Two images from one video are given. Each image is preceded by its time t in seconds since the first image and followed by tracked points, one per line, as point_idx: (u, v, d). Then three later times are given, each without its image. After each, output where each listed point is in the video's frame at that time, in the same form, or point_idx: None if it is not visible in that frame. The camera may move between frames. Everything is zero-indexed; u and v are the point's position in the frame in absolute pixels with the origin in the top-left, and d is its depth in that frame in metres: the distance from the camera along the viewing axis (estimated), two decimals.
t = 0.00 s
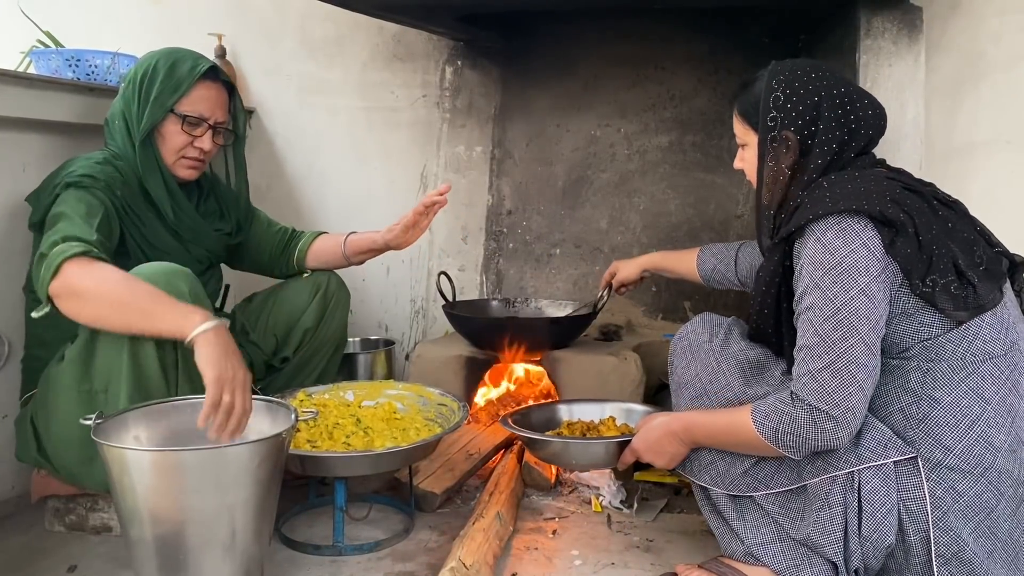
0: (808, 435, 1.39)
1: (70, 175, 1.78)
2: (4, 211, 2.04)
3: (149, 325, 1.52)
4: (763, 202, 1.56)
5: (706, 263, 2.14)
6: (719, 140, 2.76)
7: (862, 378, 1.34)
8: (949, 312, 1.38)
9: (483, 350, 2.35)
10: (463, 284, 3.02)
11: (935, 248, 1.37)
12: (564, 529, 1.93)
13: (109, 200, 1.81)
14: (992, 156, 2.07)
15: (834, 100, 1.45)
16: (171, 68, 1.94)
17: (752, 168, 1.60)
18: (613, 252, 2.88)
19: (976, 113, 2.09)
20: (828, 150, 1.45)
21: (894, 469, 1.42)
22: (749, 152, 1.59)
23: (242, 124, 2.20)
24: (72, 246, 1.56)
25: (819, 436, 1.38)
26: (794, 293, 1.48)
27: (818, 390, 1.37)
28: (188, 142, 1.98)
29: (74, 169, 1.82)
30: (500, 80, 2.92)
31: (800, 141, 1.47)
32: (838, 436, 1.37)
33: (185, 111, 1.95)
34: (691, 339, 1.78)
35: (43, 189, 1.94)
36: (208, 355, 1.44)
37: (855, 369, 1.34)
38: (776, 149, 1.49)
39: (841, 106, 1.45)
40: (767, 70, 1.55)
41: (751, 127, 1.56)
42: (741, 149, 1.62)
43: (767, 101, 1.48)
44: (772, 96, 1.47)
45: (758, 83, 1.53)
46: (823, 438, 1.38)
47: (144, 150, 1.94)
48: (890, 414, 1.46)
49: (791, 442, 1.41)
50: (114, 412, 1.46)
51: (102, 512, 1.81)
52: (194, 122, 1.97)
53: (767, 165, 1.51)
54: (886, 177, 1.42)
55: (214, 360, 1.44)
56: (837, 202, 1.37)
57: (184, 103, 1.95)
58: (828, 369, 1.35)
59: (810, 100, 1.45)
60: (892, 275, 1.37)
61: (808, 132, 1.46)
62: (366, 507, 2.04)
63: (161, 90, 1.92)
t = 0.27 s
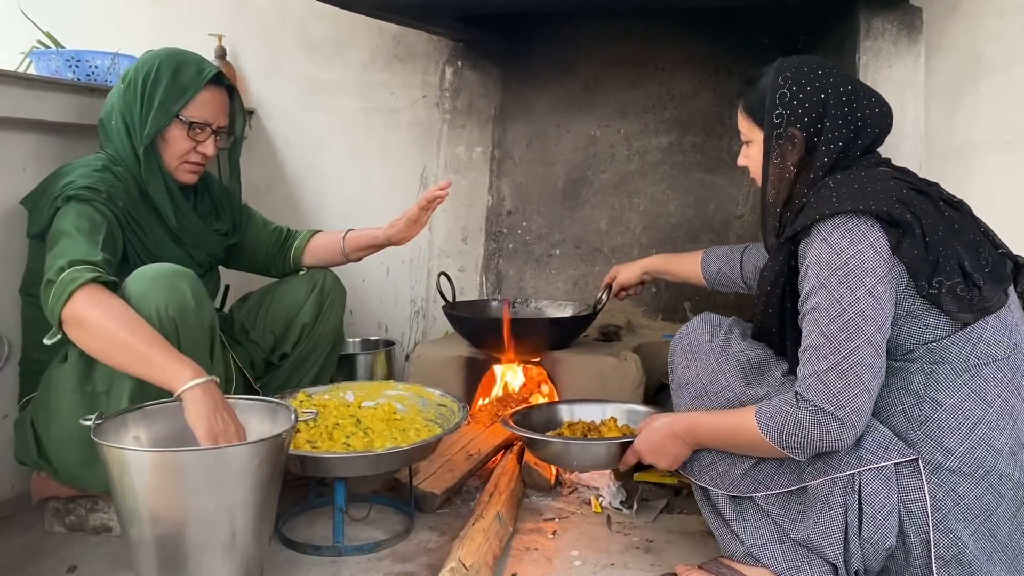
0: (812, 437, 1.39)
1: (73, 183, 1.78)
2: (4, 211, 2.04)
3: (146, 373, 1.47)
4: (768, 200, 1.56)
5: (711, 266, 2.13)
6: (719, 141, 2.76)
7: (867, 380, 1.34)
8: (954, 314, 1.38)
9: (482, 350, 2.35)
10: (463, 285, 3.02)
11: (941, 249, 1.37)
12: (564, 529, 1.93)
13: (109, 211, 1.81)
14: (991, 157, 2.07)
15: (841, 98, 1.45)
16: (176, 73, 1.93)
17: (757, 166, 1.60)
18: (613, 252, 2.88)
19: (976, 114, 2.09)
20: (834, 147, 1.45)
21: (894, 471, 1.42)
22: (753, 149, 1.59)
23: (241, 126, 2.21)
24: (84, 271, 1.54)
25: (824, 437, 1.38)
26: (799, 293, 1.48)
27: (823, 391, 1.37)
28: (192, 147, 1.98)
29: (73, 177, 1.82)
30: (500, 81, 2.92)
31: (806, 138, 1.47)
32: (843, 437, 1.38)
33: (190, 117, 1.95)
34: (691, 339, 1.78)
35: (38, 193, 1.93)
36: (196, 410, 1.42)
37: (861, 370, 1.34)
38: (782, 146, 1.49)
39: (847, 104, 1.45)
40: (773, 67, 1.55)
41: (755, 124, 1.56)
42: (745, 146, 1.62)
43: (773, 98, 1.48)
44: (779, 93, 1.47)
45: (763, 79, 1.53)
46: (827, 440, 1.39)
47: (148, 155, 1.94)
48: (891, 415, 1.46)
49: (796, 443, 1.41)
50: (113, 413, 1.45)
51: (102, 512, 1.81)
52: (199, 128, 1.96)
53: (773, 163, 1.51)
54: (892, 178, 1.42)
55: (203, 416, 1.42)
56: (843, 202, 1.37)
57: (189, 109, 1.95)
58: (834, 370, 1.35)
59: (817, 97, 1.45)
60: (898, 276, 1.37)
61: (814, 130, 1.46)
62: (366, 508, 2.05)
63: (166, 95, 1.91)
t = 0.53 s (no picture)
0: (816, 436, 1.39)
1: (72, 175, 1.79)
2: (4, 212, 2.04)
3: (154, 325, 1.51)
4: (771, 198, 1.56)
5: (713, 266, 2.13)
6: (719, 142, 2.76)
7: (871, 380, 1.34)
8: (958, 314, 1.37)
9: (482, 351, 2.35)
10: (463, 285, 3.02)
11: (946, 250, 1.37)
12: (563, 530, 1.93)
13: (108, 202, 1.81)
14: (990, 158, 2.07)
15: (845, 96, 1.45)
16: (182, 76, 1.94)
17: (760, 163, 1.60)
18: (613, 253, 2.88)
19: (976, 114, 2.09)
20: (838, 146, 1.45)
21: (895, 472, 1.42)
22: (756, 147, 1.59)
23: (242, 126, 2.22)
24: (71, 246, 1.56)
25: (827, 437, 1.38)
26: (802, 292, 1.48)
27: (827, 390, 1.37)
28: (199, 150, 1.99)
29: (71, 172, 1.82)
30: (500, 81, 2.92)
31: (810, 137, 1.47)
32: (846, 437, 1.38)
33: (196, 119, 1.96)
34: (692, 339, 1.77)
35: (37, 192, 1.93)
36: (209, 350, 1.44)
37: (865, 370, 1.34)
38: (786, 144, 1.49)
39: (852, 102, 1.45)
40: (777, 65, 1.54)
41: (760, 122, 1.56)
42: (749, 144, 1.62)
43: (778, 95, 1.48)
44: (783, 91, 1.47)
45: (768, 76, 1.53)
46: (831, 440, 1.38)
47: (155, 157, 1.94)
48: (891, 416, 1.46)
49: (799, 443, 1.41)
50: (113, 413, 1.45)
51: (101, 513, 1.81)
52: (206, 130, 1.98)
53: (776, 160, 1.51)
54: (897, 178, 1.42)
55: (218, 354, 1.42)
56: (847, 202, 1.37)
57: (195, 111, 1.96)
58: (838, 370, 1.35)
59: (821, 96, 1.45)
60: (902, 276, 1.37)
61: (819, 128, 1.46)
62: (366, 508, 2.05)
63: (173, 97, 1.92)
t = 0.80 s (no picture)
0: (816, 436, 1.39)
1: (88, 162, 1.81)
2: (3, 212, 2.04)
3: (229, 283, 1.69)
4: (773, 198, 1.56)
5: (716, 267, 2.13)
6: (719, 142, 2.76)
7: (872, 379, 1.34)
8: (959, 315, 1.37)
9: (482, 351, 2.35)
10: (463, 286, 3.02)
11: (948, 250, 1.37)
12: (563, 530, 1.93)
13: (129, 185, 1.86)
14: (992, 158, 2.07)
15: (848, 96, 1.45)
16: (178, 73, 1.94)
17: (762, 163, 1.59)
18: (613, 253, 2.88)
19: (976, 115, 2.09)
20: (841, 145, 1.45)
21: (895, 473, 1.42)
22: (759, 147, 1.59)
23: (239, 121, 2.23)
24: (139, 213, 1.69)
25: (828, 436, 1.38)
26: (803, 292, 1.48)
27: (828, 390, 1.37)
28: (195, 147, 1.99)
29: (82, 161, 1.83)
30: (500, 81, 2.92)
31: (812, 136, 1.47)
32: (846, 437, 1.38)
33: (194, 117, 1.96)
34: (691, 340, 1.77)
35: (39, 192, 1.93)
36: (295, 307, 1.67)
37: (866, 370, 1.34)
38: (788, 143, 1.49)
39: (854, 102, 1.45)
40: (780, 65, 1.55)
41: (762, 122, 1.56)
42: (751, 144, 1.62)
43: (780, 94, 1.48)
44: (786, 90, 1.48)
45: (771, 76, 1.53)
46: (831, 440, 1.38)
47: (155, 156, 1.95)
48: (892, 416, 1.46)
49: (799, 443, 1.41)
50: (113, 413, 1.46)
51: (101, 513, 1.81)
52: (201, 127, 1.98)
53: (779, 159, 1.51)
54: (899, 177, 1.42)
55: (301, 311, 1.67)
56: (850, 201, 1.36)
57: (192, 108, 1.96)
58: (839, 369, 1.35)
59: (823, 95, 1.45)
60: (903, 276, 1.37)
61: (822, 127, 1.46)
62: (365, 509, 2.05)
63: (168, 95, 1.93)
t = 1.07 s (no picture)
0: (816, 436, 1.39)
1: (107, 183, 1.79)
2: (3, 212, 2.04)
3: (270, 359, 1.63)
4: (774, 197, 1.56)
5: (723, 264, 2.12)
6: (719, 143, 2.76)
7: (872, 380, 1.34)
8: (958, 316, 1.38)
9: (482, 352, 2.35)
10: (463, 287, 3.02)
11: (948, 251, 1.37)
12: (563, 531, 1.93)
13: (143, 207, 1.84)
14: (993, 158, 2.07)
15: (849, 96, 1.45)
16: (172, 71, 1.95)
17: (763, 163, 1.60)
18: (613, 254, 2.88)
19: (976, 116, 2.09)
20: (841, 145, 1.45)
21: (895, 474, 1.42)
22: (761, 147, 1.58)
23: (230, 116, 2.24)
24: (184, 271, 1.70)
25: (827, 436, 1.38)
26: (804, 292, 1.48)
27: (828, 390, 1.37)
28: (194, 143, 2.00)
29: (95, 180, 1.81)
30: (501, 82, 2.92)
31: (813, 136, 1.47)
32: (846, 437, 1.38)
33: (191, 114, 1.97)
34: (691, 342, 1.77)
35: (39, 196, 1.94)
36: (336, 378, 1.58)
37: (866, 371, 1.34)
38: (789, 143, 1.49)
39: (856, 102, 1.45)
40: (781, 64, 1.55)
41: (764, 121, 1.55)
42: (753, 144, 1.62)
43: (782, 94, 1.48)
44: (787, 90, 1.47)
45: (773, 75, 1.53)
46: (831, 440, 1.38)
47: (154, 155, 1.96)
48: (891, 417, 1.46)
49: (799, 443, 1.40)
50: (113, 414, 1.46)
51: (101, 514, 1.81)
52: (199, 124, 1.99)
53: (779, 160, 1.51)
54: (899, 178, 1.41)
55: (338, 387, 1.57)
56: (851, 202, 1.36)
57: (188, 106, 1.97)
58: (839, 369, 1.35)
59: (824, 95, 1.45)
60: (904, 276, 1.37)
61: (823, 127, 1.46)
62: (365, 510, 2.04)
63: (164, 95, 1.93)
